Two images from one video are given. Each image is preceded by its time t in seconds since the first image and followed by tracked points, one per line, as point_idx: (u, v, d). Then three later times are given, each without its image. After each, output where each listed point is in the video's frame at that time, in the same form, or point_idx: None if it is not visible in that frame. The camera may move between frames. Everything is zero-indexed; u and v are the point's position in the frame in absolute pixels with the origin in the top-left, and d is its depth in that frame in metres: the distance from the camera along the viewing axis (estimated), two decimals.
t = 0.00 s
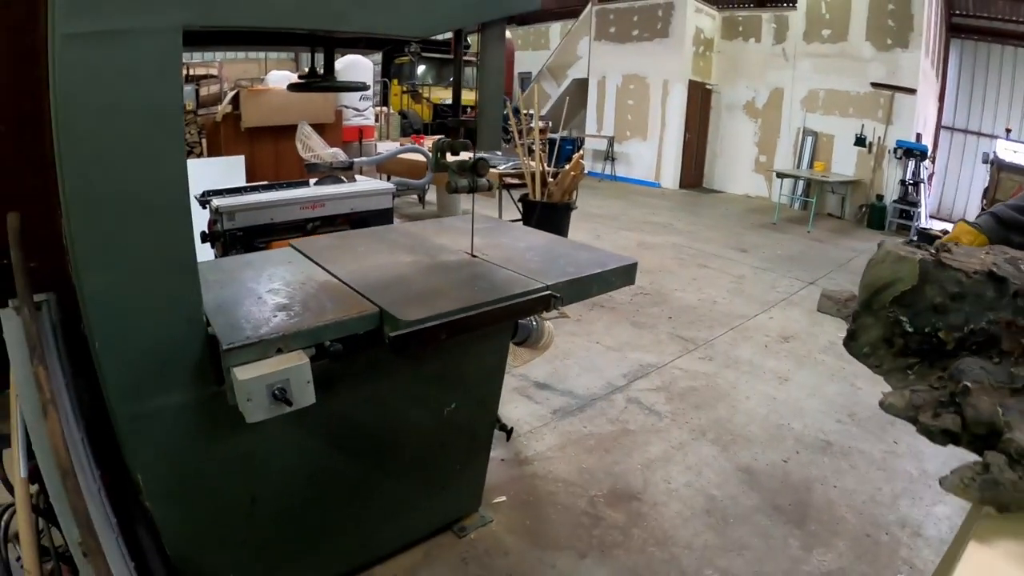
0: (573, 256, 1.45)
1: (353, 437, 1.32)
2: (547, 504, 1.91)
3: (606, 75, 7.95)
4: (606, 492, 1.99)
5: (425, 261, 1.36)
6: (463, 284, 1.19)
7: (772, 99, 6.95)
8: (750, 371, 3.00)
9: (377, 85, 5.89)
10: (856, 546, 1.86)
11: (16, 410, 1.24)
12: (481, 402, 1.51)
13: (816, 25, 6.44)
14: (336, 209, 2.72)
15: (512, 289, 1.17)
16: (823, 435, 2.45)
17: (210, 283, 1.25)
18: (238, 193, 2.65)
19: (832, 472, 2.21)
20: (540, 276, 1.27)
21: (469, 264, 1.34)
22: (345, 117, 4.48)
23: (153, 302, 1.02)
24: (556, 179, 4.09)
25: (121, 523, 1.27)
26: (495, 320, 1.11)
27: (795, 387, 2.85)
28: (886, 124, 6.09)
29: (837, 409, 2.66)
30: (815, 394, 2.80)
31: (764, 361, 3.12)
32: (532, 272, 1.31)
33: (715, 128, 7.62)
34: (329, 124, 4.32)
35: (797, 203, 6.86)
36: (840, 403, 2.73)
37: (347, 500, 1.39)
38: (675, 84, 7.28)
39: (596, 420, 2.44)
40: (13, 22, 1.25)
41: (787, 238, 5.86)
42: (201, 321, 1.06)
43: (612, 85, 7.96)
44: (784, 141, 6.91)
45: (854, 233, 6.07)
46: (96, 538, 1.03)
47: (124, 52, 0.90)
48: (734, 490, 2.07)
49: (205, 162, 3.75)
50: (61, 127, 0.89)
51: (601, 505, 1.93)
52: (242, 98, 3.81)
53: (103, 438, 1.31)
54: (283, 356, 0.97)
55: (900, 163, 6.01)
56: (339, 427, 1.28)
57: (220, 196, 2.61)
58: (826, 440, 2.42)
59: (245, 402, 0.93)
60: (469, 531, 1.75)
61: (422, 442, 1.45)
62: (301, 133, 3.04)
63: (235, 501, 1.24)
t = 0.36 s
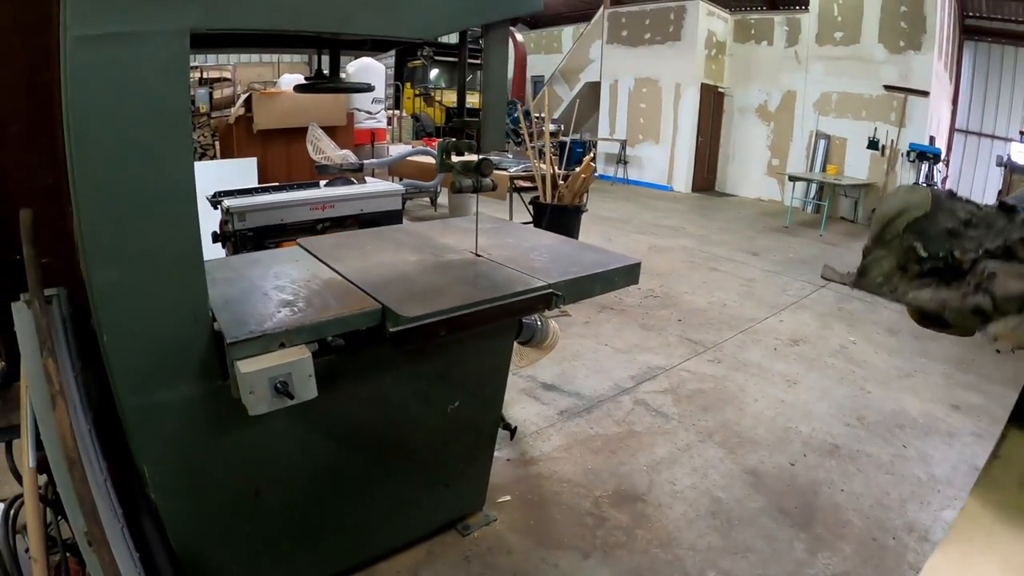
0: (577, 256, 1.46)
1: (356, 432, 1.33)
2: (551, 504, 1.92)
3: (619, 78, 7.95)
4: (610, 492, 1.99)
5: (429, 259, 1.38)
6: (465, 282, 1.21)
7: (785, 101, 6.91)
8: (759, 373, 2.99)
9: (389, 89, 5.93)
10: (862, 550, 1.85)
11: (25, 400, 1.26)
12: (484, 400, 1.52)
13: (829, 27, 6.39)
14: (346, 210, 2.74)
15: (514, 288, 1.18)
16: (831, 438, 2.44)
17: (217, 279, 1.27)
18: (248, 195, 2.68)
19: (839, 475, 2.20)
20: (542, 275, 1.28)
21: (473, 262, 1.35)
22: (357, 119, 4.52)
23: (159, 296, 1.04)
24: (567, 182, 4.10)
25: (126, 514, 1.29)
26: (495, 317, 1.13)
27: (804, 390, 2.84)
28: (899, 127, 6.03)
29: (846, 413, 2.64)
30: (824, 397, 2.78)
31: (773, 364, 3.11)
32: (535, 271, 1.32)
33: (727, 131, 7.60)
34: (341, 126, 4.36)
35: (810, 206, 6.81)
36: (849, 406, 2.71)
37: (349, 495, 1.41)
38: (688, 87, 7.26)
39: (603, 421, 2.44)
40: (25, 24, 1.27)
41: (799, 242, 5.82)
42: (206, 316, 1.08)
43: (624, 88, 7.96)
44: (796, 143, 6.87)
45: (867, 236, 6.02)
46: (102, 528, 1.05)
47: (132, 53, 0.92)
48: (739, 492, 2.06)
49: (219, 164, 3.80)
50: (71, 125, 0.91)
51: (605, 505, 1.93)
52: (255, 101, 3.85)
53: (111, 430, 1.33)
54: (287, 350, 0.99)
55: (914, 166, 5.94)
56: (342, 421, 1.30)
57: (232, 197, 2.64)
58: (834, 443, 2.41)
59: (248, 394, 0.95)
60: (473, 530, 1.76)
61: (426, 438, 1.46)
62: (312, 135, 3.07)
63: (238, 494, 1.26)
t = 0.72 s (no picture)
0: (580, 252, 1.46)
1: (359, 427, 1.34)
2: (556, 501, 1.92)
3: (628, 79, 7.93)
4: (615, 491, 1.99)
5: (433, 256, 1.38)
6: (468, 277, 1.21)
7: (795, 101, 6.86)
8: (766, 373, 2.98)
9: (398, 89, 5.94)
10: (868, 550, 1.83)
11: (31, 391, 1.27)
12: (488, 396, 1.52)
13: (839, 27, 6.35)
14: (353, 208, 2.75)
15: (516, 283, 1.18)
16: (838, 439, 2.42)
17: (223, 273, 1.28)
18: (256, 193, 2.69)
19: (846, 475, 2.18)
20: (545, 271, 1.28)
21: (476, 258, 1.36)
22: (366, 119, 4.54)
23: (164, 290, 1.05)
24: (575, 181, 4.09)
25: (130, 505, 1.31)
26: (498, 311, 1.13)
27: (812, 390, 2.82)
28: (909, 127, 5.95)
29: (854, 413, 2.62)
30: (831, 398, 2.77)
31: (781, 364, 3.09)
32: (538, 267, 1.32)
33: (737, 132, 7.56)
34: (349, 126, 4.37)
35: (820, 207, 6.76)
36: (856, 406, 2.69)
37: (353, 489, 1.42)
38: (697, 88, 7.22)
39: (608, 420, 2.43)
40: (33, 23, 1.29)
41: (809, 242, 5.77)
42: (210, 309, 1.09)
43: (633, 88, 7.94)
44: (806, 143, 6.81)
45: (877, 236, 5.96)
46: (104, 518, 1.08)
47: (139, 49, 0.93)
48: (745, 491, 2.05)
49: (228, 163, 3.82)
50: (77, 119, 0.92)
51: (610, 503, 1.92)
52: (264, 100, 3.88)
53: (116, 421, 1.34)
54: (289, 342, 1.00)
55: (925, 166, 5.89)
56: (346, 415, 1.31)
57: (239, 195, 2.65)
58: (841, 443, 2.39)
59: (250, 386, 0.95)
60: (476, 527, 1.76)
61: (429, 433, 1.46)
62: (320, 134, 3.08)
63: (242, 486, 1.27)
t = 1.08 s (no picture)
0: (587, 245, 1.47)
1: (368, 417, 1.35)
2: (564, 494, 1.93)
3: (637, 76, 7.91)
4: (623, 484, 2.00)
5: (441, 249, 1.39)
6: (477, 269, 1.22)
7: (804, 97, 6.81)
8: (775, 368, 2.98)
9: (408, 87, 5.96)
10: (875, 544, 1.83)
11: (45, 381, 1.29)
12: (497, 388, 1.53)
13: (848, 23, 6.30)
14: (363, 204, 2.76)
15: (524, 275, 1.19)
16: (847, 433, 2.42)
17: (234, 267, 1.30)
18: (266, 189, 2.71)
19: (854, 470, 2.18)
20: (552, 264, 1.28)
21: (484, 251, 1.37)
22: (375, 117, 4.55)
23: (176, 282, 1.07)
24: (583, 178, 4.09)
25: (142, 494, 1.33)
26: (506, 302, 1.14)
27: (820, 386, 2.82)
28: (919, 122, 5.90)
29: (862, 408, 2.62)
30: (840, 393, 2.76)
31: (790, 360, 3.09)
32: (545, 260, 1.32)
33: (746, 128, 7.52)
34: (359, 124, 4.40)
35: (829, 203, 6.71)
36: (864, 401, 2.69)
37: (363, 480, 1.43)
38: (705, 84, 7.19)
39: (617, 414, 2.44)
40: (49, 20, 1.31)
41: (819, 238, 5.74)
42: (221, 301, 1.11)
43: (642, 85, 7.91)
44: (815, 140, 6.76)
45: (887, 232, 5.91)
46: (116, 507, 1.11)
47: (153, 46, 0.95)
48: (753, 485, 2.05)
49: (239, 161, 3.85)
50: (93, 115, 0.94)
51: (618, 496, 1.93)
52: (274, 99, 3.90)
53: (129, 412, 1.36)
54: (299, 332, 1.01)
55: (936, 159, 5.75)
56: (356, 406, 1.32)
57: (249, 191, 2.67)
58: (850, 438, 2.39)
59: (261, 374, 0.97)
60: (485, 519, 1.77)
61: (439, 425, 1.48)
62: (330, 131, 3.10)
63: (253, 476, 1.29)
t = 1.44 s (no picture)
0: (599, 239, 1.46)
1: (379, 410, 1.36)
2: (575, 489, 1.93)
3: (649, 74, 7.88)
4: (633, 479, 2.00)
5: (453, 242, 1.40)
6: (489, 262, 1.22)
7: (816, 95, 6.74)
8: (786, 366, 2.96)
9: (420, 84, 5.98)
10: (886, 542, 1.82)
11: (60, 371, 1.31)
12: (508, 382, 1.54)
13: (861, 19, 6.23)
14: (375, 199, 2.77)
15: (536, 268, 1.19)
16: (858, 431, 2.40)
17: (248, 260, 1.31)
18: (279, 184, 2.72)
19: (865, 468, 2.17)
20: (563, 257, 1.29)
21: (496, 244, 1.37)
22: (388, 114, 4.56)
23: (190, 275, 1.08)
24: (596, 175, 4.08)
25: (155, 485, 1.35)
26: (517, 295, 1.14)
27: (832, 383, 2.80)
28: (932, 121, 5.82)
29: (873, 406, 2.60)
30: (853, 391, 2.74)
31: (801, 357, 3.07)
32: (557, 254, 1.32)
33: (758, 126, 7.47)
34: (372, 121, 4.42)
35: (842, 201, 6.65)
36: (876, 399, 2.67)
37: (374, 473, 1.44)
38: (718, 82, 7.15)
39: (628, 410, 2.44)
40: (66, 16, 1.33)
41: (832, 237, 5.70)
42: (234, 293, 1.11)
43: (655, 83, 7.88)
44: (828, 138, 6.70)
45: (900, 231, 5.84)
46: (129, 496, 1.13)
47: (165, 39, 0.96)
48: (763, 482, 2.05)
49: (253, 158, 3.89)
50: (107, 109, 0.95)
51: (628, 492, 1.93)
52: (285, 96, 3.93)
53: (143, 402, 1.38)
54: (312, 324, 1.02)
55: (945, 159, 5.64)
56: (367, 398, 1.33)
57: (263, 186, 2.69)
58: (861, 436, 2.37)
59: (275, 364, 0.98)
60: (496, 513, 1.78)
61: (449, 419, 1.48)
62: (343, 127, 3.11)
63: (264, 468, 1.30)
